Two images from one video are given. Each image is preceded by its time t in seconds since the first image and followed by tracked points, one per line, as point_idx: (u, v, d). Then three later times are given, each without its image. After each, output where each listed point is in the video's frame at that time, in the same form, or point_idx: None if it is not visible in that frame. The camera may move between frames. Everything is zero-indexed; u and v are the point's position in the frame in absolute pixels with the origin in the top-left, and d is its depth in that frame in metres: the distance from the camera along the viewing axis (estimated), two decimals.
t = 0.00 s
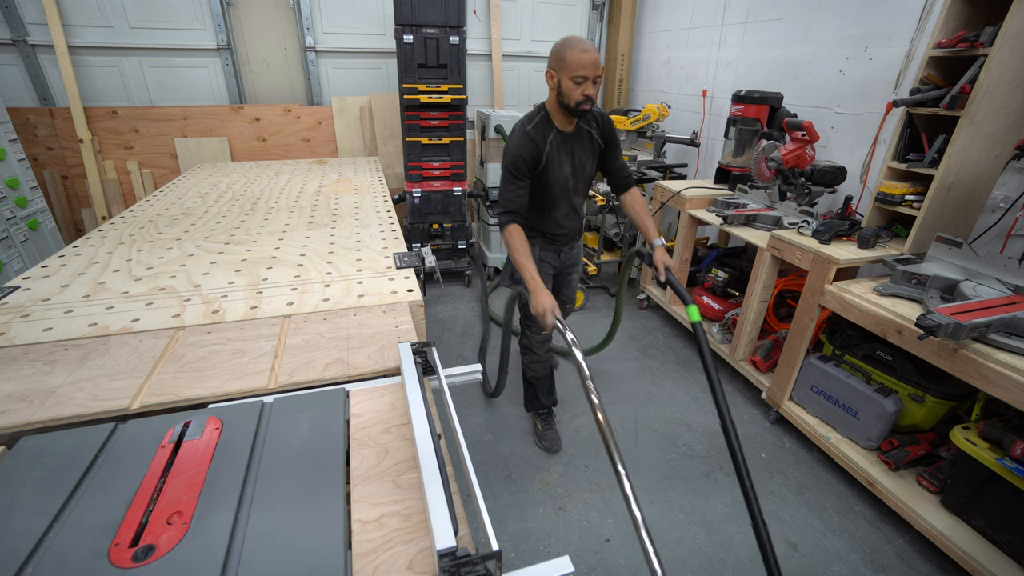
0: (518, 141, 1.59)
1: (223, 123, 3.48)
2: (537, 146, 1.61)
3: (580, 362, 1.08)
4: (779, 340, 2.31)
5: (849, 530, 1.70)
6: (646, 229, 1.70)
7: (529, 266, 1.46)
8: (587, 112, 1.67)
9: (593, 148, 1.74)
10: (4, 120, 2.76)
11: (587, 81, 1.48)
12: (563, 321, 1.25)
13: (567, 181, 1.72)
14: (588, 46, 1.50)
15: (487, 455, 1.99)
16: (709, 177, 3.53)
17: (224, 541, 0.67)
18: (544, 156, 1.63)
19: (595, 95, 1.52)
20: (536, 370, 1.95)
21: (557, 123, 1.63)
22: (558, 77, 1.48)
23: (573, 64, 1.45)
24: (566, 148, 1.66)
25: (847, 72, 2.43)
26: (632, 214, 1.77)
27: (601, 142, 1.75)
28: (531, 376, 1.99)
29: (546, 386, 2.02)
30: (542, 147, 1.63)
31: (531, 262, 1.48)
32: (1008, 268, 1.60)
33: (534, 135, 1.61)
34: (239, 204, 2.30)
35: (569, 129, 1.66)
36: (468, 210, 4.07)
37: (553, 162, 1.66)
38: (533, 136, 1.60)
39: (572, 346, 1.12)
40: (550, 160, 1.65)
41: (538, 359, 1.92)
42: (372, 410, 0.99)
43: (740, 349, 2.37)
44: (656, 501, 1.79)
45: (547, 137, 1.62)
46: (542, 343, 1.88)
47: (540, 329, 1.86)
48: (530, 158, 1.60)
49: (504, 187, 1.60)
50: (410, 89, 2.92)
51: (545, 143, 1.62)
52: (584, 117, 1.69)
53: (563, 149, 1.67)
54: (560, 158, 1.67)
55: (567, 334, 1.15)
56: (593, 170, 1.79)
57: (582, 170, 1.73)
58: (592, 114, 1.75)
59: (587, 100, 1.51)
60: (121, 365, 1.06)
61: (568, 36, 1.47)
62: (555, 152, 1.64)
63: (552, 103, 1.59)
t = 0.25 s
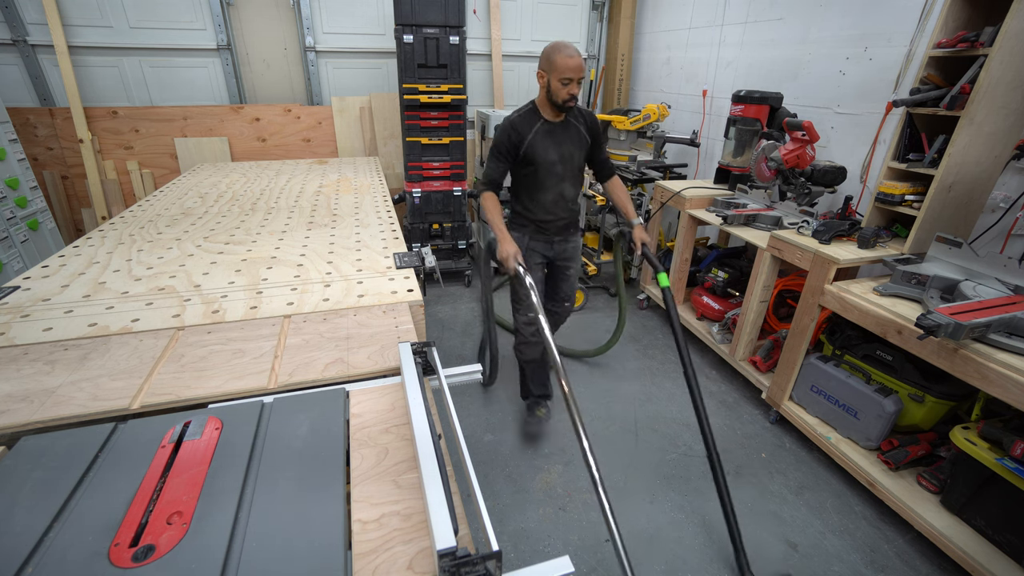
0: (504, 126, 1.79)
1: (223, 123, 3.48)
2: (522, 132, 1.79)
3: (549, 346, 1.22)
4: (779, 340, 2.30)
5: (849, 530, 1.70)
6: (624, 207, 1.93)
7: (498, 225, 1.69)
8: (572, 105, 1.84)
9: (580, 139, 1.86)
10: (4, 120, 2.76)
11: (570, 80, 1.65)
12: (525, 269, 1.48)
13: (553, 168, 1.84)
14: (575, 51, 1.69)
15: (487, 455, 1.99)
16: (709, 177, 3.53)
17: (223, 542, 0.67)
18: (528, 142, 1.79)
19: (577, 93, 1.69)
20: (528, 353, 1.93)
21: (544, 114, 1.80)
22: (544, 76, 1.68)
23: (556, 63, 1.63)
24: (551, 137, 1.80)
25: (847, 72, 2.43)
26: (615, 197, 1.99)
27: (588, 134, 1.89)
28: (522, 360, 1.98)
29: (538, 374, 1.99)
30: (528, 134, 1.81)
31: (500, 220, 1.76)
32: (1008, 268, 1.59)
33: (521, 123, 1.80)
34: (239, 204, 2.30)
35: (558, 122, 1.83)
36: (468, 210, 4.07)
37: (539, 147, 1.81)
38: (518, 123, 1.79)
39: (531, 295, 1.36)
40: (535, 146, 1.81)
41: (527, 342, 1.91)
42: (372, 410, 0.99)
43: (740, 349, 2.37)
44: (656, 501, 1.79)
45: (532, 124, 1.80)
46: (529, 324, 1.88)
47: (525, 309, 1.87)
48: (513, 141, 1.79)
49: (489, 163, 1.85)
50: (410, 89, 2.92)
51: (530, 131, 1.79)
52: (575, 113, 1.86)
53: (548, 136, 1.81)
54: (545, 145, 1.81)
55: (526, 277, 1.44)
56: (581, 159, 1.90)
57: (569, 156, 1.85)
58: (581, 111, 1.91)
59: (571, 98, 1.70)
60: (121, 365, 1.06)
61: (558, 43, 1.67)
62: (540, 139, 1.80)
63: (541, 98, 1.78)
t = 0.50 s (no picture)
0: (500, 107, 1.99)
1: (223, 123, 3.48)
2: (516, 115, 2.00)
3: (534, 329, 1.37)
4: (779, 340, 2.30)
5: (849, 530, 1.70)
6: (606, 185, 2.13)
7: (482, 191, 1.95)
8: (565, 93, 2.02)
9: (570, 125, 2.08)
10: (4, 120, 2.76)
11: (561, 76, 1.80)
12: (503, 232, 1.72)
13: (542, 151, 2.06)
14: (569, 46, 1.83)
15: (487, 454, 1.99)
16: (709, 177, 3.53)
17: (223, 542, 0.67)
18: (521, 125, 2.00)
19: (565, 87, 1.85)
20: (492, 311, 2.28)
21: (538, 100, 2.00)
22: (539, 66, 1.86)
23: (549, 56, 1.79)
24: (542, 122, 2.01)
25: (847, 72, 2.43)
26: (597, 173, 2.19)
27: (577, 120, 2.09)
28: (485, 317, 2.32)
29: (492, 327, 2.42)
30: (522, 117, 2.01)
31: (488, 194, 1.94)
32: (1008, 268, 1.59)
33: (515, 107, 2.00)
34: (239, 204, 2.30)
35: (551, 109, 2.02)
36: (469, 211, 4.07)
37: (531, 130, 2.02)
38: (513, 106, 1.99)
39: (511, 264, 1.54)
40: (527, 129, 2.02)
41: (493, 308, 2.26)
42: (372, 410, 0.99)
43: (740, 349, 2.37)
44: (655, 501, 1.79)
45: (525, 108, 2.00)
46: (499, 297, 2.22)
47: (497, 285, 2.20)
48: (508, 124, 2.00)
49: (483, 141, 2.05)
50: (410, 89, 2.92)
51: (524, 114, 2.00)
52: (567, 101, 2.06)
53: (540, 120, 2.02)
54: (536, 129, 2.03)
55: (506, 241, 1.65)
56: (569, 143, 2.11)
57: (557, 140, 2.07)
58: (573, 99, 2.11)
59: (560, 91, 1.86)
60: (121, 365, 1.06)
61: (555, 37, 1.81)
62: (532, 123, 2.01)
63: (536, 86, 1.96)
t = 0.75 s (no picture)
0: (488, 105, 2.11)
1: (223, 123, 3.48)
2: (503, 113, 2.13)
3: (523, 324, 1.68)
4: (779, 340, 2.30)
5: (849, 530, 1.70)
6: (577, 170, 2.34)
7: (473, 184, 2.10)
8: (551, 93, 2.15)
9: (555, 122, 2.21)
10: (4, 120, 2.76)
11: (546, 80, 1.91)
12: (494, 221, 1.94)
13: (526, 147, 2.19)
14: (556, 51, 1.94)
15: (487, 454, 2.00)
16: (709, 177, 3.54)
17: (223, 542, 0.67)
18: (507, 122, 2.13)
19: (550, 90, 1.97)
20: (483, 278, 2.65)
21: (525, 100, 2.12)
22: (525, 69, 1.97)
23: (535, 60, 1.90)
24: (527, 121, 2.14)
25: (847, 72, 2.43)
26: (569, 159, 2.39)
27: (561, 118, 2.22)
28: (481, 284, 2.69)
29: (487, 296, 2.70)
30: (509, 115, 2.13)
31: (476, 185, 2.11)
32: (1008, 268, 1.59)
33: (503, 105, 2.12)
34: (239, 204, 2.30)
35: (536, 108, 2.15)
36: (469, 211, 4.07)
37: (517, 127, 2.15)
38: (501, 104, 2.11)
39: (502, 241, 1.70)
40: (513, 127, 2.16)
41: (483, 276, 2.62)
42: (372, 410, 0.99)
43: (740, 349, 2.37)
44: (655, 501, 1.80)
45: (512, 107, 2.12)
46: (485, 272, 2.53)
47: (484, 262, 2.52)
48: (495, 121, 2.13)
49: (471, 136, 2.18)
50: (410, 89, 2.92)
51: (510, 113, 2.13)
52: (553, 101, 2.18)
53: (526, 119, 2.15)
54: (521, 127, 2.16)
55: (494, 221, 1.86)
56: (553, 139, 2.25)
57: (541, 137, 2.20)
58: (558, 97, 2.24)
59: (545, 94, 1.98)
60: (121, 365, 1.06)
61: (542, 42, 1.91)
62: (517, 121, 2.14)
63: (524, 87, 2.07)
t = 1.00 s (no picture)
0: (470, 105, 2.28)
1: (223, 123, 3.48)
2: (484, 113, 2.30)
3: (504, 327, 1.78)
4: (779, 340, 2.30)
5: (849, 530, 1.70)
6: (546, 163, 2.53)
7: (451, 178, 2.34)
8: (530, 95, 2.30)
9: (532, 122, 2.37)
10: (4, 120, 2.76)
11: (524, 85, 2.07)
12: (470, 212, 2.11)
13: (505, 145, 2.36)
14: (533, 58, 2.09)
15: (487, 454, 2.00)
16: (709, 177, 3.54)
17: (223, 542, 0.67)
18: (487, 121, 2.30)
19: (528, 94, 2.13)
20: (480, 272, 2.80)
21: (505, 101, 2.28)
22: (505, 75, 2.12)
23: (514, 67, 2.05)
24: (506, 121, 2.31)
25: (847, 72, 2.43)
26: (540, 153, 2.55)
27: (538, 118, 2.39)
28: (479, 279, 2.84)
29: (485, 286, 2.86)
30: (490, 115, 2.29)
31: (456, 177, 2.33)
32: (1008, 268, 1.59)
33: (484, 106, 2.28)
34: (239, 204, 2.30)
35: (516, 109, 2.31)
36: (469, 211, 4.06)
37: (496, 127, 2.32)
38: (482, 105, 2.27)
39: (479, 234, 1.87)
40: (493, 126, 2.32)
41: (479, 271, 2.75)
42: (372, 410, 0.99)
43: (740, 349, 2.37)
44: (655, 500, 1.80)
45: (492, 108, 2.28)
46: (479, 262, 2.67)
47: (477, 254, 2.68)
48: (477, 121, 2.29)
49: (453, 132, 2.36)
50: (410, 89, 2.92)
51: (491, 113, 2.30)
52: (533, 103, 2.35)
53: (505, 119, 2.31)
54: (501, 126, 2.32)
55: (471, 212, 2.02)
56: (530, 137, 2.42)
57: (519, 136, 2.37)
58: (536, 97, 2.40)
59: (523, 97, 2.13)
60: (121, 366, 1.06)
61: (520, 50, 2.06)
62: (497, 121, 2.30)
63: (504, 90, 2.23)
